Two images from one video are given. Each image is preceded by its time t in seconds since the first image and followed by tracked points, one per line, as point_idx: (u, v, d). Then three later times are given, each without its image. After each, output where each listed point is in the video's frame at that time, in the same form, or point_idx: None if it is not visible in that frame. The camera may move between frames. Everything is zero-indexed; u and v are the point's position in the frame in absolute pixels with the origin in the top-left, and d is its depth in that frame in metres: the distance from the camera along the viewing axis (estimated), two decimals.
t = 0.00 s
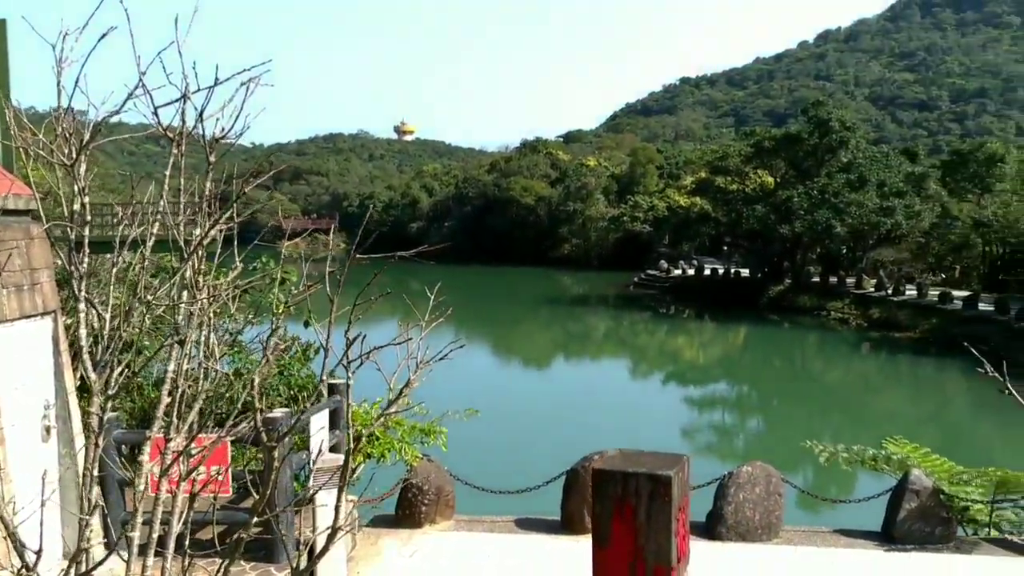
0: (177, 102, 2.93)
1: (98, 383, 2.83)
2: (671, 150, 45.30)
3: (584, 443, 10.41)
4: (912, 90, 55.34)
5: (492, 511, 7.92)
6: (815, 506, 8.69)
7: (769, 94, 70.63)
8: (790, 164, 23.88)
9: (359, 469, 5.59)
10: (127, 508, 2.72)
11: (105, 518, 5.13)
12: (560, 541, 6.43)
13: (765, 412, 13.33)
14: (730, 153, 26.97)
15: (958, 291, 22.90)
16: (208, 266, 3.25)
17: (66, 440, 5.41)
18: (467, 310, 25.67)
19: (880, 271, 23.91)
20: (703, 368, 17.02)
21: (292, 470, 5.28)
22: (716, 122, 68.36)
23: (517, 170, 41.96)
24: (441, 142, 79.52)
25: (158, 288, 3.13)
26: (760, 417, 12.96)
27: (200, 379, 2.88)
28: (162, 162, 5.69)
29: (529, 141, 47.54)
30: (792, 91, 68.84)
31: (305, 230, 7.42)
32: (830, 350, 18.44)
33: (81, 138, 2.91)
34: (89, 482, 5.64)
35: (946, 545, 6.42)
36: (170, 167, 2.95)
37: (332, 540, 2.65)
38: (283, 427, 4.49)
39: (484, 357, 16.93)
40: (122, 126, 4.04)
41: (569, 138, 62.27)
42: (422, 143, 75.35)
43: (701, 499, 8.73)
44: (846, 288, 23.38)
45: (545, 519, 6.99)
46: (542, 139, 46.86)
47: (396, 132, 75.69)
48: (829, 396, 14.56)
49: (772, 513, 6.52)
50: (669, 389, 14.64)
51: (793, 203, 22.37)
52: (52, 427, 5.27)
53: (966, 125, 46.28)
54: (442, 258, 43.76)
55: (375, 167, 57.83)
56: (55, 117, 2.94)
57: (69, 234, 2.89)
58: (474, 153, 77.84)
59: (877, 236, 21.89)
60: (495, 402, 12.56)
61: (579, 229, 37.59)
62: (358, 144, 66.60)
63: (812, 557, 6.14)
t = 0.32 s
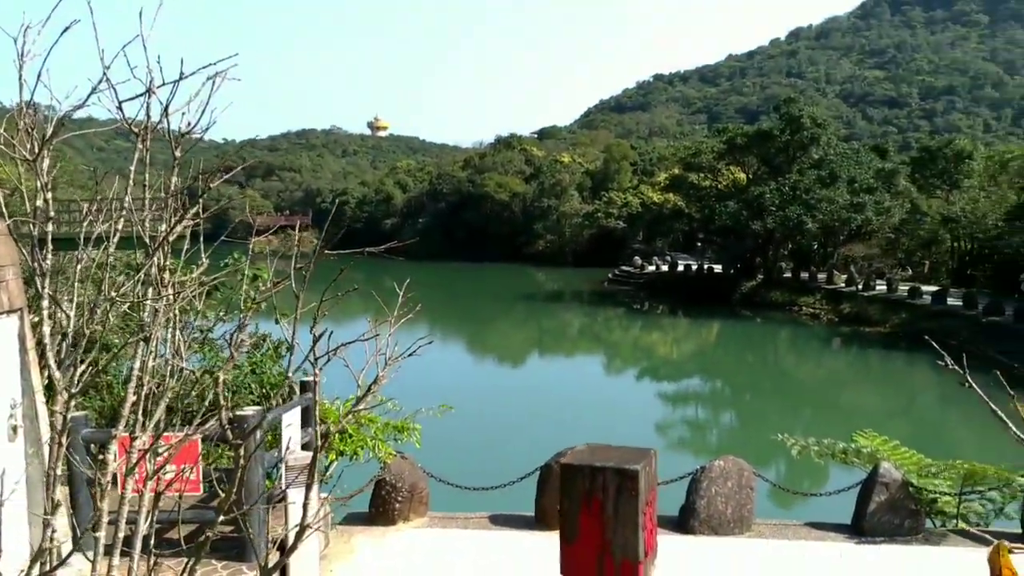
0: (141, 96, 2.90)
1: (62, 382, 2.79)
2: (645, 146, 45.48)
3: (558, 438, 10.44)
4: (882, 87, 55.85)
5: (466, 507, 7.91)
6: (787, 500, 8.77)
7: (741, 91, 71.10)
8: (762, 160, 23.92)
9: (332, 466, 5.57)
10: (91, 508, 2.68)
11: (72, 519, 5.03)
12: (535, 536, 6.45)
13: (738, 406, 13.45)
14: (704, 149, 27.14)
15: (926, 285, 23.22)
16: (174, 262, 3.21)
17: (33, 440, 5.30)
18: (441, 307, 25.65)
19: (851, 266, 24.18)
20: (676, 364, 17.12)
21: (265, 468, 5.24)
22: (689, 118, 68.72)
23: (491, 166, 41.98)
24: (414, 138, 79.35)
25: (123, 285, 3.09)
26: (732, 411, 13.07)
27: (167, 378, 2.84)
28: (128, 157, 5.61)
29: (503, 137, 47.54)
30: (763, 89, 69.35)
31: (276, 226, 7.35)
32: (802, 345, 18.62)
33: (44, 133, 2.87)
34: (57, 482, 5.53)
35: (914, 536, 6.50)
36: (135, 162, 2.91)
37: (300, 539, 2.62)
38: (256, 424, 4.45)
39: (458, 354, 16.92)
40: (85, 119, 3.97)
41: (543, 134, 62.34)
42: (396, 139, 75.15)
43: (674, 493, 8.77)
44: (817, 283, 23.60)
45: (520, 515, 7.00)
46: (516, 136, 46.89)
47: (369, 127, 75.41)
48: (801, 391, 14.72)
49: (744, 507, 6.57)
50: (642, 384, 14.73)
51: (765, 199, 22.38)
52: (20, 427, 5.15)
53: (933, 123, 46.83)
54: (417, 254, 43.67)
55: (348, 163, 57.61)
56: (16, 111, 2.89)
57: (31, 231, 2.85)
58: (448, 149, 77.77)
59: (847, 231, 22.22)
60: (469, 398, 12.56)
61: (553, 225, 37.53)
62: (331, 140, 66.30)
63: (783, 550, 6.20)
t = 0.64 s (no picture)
0: (106, 92, 2.87)
1: (26, 383, 2.75)
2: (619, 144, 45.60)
3: (532, 434, 10.46)
4: (853, 85, 56.32)
5: (440, 505, 7.94)
6: (761, 495, 8.83)
7: (715, 89, 71.52)
8: (735, 158, 24.05)
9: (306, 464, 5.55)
10: (60, 507, 2.64)
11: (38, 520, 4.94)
12: (508, 532, 6.46)
13: (713, 402, 13.54)
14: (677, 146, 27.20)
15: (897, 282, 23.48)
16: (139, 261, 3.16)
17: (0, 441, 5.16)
18: (417, 305, 25.60)
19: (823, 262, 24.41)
20: (651, 360, 17.19)
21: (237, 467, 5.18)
22: (663, 116, 69.07)
23: (466, 164, 41.95)
24: (389, 136, 79.11)
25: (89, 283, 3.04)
26: (707, 407, 13.15)
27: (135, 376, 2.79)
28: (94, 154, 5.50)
29: (478, 134, 47.53)
30: (736, 87, 69.84)
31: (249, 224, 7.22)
32: (775, 341, 18.77)
33: (8, 130, 2.81)
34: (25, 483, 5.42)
35: (884, 530, 6.56)
36: (101, 159, 2.86)
37: (268, 540, 2.61)
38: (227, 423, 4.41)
39: (434, 352, 16.91)
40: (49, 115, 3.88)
41: (518, 131, 62.34)
42: (371, 137, 74.93)
43: (649, 489, 8.82)
44: (790, 279, 23.82)
45: (493, 512, 7.01)
46: (492, 133, 46.89)
47: (343, 125, 75.29)
48: (774, 386, 14.83)
49: (717, 501, 6.61)
50: (617, 380, 14.79)
51: (737, 196, 22.52)
52: None
53: (903, 121, 47.35)
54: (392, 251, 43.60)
55: (323, 160, 57.35)
56: None
57: None
58: (424, 147, 77.62)
59: (818, 228, 22.51)
60: (445, 396, 12.55)
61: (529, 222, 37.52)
62: (305, 137, 65.95)
63: (755, 544, 6.24)
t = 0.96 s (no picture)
0: (64, 88, 2.81)
1: None
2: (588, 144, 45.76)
3: (502, 435, 10.44)
4: (818, 87, 56.94)
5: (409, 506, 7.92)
6: (728, 493, 8.90)
7: (683, 90, 71.99)
8: (702, 159, 24.22)
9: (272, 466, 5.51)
10: (16, 511, 2.59)
11: None
12: (477, 533, 6.46)
13: (681, 401, 13.61)
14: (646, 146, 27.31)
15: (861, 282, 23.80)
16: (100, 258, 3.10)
17: None
18: (385, 305, 25.56)
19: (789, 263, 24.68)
20: (620, 360, 17.26)
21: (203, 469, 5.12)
22: (632, 117, 69.41)
23: (436, 163, 41.90)
24: (357, 135, 78.75)
25: (47, 282, 2.98)
26: (675, 407, 13.21)
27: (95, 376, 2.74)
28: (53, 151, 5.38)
29: (448, 133, 47.47)
30: (704, 88, 70.41)
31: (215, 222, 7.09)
32: (743, 340, 18.94)
33: None
34: None
35: (848, 527, 6.65)
36: (60, 154, 2.81)
37: (232, 542, 2.59)
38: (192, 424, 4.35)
39: (403, 352, 16.84)
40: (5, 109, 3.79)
41: (488, 131, 62.32)
42: (339, 135, 74.51)
43: (617, 489, 8.83)
44: (757, 278, 24.06)
45: (462, 513, 6.99)
46: (461, 133, 46.86)
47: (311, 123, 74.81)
48: (742, 385, 14.94)
49: (684, 500, 6.65)
50: (587, 380, 14.83)
51: (705, 197, 22.67)
52: None
53: (868, 123, 48.02)
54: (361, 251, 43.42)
55: (291, 159, 56.97)
56: None
57: None
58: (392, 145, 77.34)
59: (785, 229, 22.81)
60: (414, 396, 12.48)
61: (498, 222, 37.56)
62: (273, 135, 65.47)
63: (722, 542, 6.29)
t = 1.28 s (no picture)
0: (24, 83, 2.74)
1: None
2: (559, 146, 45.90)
3: (470, 436, 10.43)
4: (786, 90, 57.56)
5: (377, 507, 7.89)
6: (695, 492, 8.96)
7: (653, 92, 72.40)
8: (672, 161, 24.37)
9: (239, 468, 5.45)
10: None
11: None
12: (445, 534, 6.44)
13: (650, 401, 13.69)
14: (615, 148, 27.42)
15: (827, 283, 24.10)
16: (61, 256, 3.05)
17: None
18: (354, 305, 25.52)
19: (757, 264, 24.91)
20: (589, 360, 17.34)
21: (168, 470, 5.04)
22: (602, 118, 69.68)
23: (406, 163, 41.79)
24: (326, 134, 78.31)
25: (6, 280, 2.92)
26: (644, 407, 13.29)
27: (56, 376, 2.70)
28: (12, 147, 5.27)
29: (418, 133, 47.38)
30: (673, 91, 70.89)
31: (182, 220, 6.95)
32: (710, 341, 19.10)
33: None
34: None
35: (813, 525, 6.73)
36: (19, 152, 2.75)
37: (193, 545, 2.57)
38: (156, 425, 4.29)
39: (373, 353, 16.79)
40: None
41: (458, 131, 62.26)
42: (308, 134, 74.04)
43: (586, 489, 8.86)
44: (724, 279, 24.26)
45: (431, 514, 6.98)
46: (431, 133, 46.78)
47: (280, 122, 74.25)
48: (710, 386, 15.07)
49: (652, 499, 6.69)
50: (557, 381, 14.87)
51: (674, 199, 22.79)
52: None
53: (834, 127, 48.60)
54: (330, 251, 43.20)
55: (259, 158, 56.54)
56: None
57: None
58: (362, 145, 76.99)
59: (752, 230, 23.07)
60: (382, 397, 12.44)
61: (469, 223, 37.56)
62: (241, 134, 64.93)
63: (690, 542, 6.33)
